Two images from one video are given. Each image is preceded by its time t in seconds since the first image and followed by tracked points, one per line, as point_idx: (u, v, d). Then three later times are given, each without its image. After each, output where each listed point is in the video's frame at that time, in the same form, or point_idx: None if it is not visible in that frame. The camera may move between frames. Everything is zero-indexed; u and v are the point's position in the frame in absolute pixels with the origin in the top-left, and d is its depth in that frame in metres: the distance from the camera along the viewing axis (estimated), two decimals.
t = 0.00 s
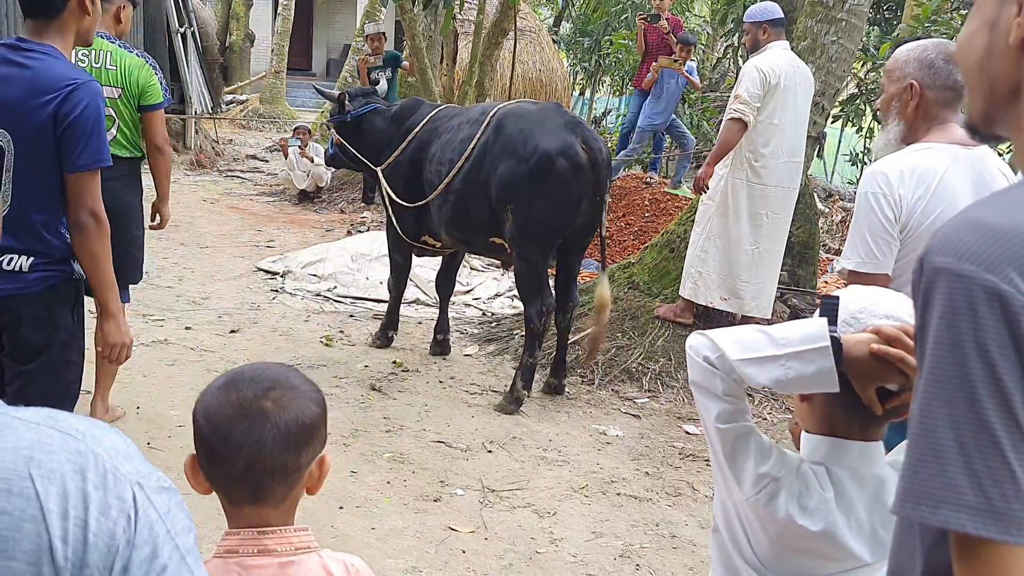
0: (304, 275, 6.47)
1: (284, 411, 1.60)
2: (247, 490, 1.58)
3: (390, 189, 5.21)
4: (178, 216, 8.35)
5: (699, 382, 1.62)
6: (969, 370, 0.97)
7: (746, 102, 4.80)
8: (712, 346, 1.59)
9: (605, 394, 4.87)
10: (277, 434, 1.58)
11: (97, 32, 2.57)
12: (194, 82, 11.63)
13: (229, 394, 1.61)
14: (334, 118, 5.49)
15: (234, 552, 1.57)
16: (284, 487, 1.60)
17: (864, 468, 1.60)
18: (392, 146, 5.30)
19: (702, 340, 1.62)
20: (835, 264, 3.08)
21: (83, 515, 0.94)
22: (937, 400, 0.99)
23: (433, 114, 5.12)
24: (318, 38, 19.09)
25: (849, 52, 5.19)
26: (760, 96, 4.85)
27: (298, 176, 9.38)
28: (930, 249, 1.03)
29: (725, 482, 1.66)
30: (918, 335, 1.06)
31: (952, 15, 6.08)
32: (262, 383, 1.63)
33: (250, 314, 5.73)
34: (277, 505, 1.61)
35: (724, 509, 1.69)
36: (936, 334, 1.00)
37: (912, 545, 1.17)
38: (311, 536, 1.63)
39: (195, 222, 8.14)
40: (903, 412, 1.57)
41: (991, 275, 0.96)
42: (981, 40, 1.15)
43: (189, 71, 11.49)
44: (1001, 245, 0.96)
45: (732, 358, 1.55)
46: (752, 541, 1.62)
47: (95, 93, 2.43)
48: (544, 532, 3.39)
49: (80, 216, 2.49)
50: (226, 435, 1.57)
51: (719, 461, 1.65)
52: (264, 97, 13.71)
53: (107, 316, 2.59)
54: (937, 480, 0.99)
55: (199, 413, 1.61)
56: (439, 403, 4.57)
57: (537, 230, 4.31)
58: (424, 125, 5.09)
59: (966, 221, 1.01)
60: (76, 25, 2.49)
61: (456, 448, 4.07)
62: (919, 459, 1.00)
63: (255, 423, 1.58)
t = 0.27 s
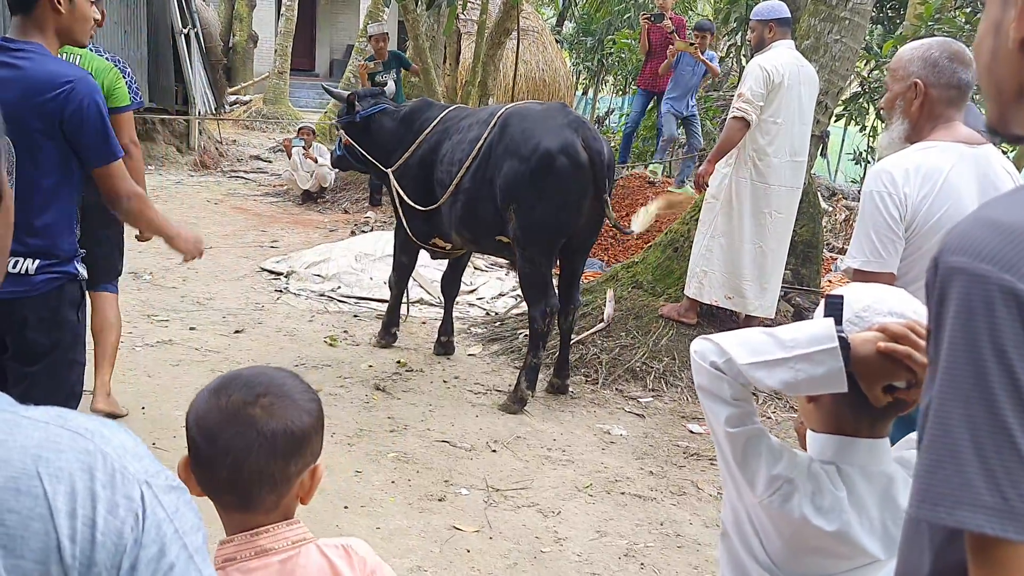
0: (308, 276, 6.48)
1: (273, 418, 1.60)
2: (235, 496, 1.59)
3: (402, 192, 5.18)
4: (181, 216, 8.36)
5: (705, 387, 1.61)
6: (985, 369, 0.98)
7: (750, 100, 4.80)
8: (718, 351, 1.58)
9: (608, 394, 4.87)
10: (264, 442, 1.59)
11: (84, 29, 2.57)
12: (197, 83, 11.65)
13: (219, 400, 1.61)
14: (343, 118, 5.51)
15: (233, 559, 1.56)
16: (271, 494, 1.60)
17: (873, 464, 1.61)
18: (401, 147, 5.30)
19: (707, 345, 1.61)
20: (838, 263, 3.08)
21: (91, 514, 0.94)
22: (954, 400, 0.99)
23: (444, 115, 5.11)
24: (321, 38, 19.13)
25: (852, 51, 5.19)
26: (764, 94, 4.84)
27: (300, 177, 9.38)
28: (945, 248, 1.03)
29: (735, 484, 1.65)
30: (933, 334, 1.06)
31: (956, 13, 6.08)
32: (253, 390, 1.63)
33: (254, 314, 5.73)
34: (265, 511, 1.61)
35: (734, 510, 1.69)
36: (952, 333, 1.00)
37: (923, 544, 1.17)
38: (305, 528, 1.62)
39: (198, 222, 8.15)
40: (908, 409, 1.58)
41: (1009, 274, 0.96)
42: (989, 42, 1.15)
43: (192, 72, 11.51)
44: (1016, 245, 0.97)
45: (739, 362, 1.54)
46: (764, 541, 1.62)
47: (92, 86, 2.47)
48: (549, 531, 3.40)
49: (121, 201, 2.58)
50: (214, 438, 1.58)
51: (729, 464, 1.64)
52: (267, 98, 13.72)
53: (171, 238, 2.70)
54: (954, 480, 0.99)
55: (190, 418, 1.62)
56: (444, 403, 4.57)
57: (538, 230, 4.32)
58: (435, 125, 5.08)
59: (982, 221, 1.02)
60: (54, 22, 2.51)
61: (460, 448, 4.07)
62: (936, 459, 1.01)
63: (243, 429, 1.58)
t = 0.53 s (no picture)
0: (310, 275, 6.48)
1: (284, 419, 1.60)
2: (248, 499, 1.59)
3: (406, 192, 5.16)
4: (184, 215, 8.37)
5: (714, 383, 1.60)
6: (981, 360, 0.97)
7: (752, 99, 4.80)
8: (726, 347, 1.57)
9: (610, 392, 4.87)
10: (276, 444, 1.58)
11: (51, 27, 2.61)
12: (200, 82, 11.66)
13: (229, 403, 1.61)
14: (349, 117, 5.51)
15: (243, 564, 1.56)
16: (284, 496, 1.61)
17: (875, 456, 1.62)
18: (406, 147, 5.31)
19: (714, 341, 1.60)
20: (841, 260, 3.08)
21: (92, 507, 0.95)
22: (951, 392, 0.99)
23: (446, 111, 5.11)
24: (323, 37, 19.13)
25: (854, 49, 5.18)
26: (766, 92, 4.84)
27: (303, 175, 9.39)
28: (945, 240, 1.03)
29: (741, 480, 1.65)
30: (931, 327, 1.06)
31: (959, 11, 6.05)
32: (263, 392, 1.63)
33: (257, 313, 5.74)
34: (279, 512, 1.62)
35: (738, 505, 1.69)
36: (949, 325, 1.00)
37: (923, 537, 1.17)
38: (317, 535, 1.62)
39: (200, 221, 8.16)
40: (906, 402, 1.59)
41: (1005, 266, 0.96)
42: (993, 40, 1.15)
43: (194, 70, 11.52)
44: (1015, 237, 0.97)
45: (750, 359, 1.52)
46: (770, 537, 1.62)
47: (76, 79, 2.56)
48: (551, 529, 3.40)
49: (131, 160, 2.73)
50: (226, 442, 1.58)
51: (737, 460, 1.63)
52: (270, 97, 13.73)
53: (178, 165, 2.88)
54: (949, 472, 0.99)
55: (201, 422, 1.62)
56: (446, 401, 4.58)
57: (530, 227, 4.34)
58: (435, 122, 5.08)
59: (980, 212, 1.01)
60: (25, 19, 2.55)
61: (462, 446, 4.07)
62: (931, 451, 1.01)
63: (254, 433, 1.58)
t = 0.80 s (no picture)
0: (311, 274, 6.48)
1: (297, 414, 1.60)
2: (260, 494, 1.60)
3: (403, 189, 5.14)
4: (185, 215, 8.37)
5: (725, 382, 1.59)
6: (969, 359, 0.98)
7: (754, 100, 4.79)
8: (738, 347, 1.56)
9: (611, 391, 4.87)
10: (289, 439, 1.59)
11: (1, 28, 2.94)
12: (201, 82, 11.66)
13: (242, 397, 1.61)
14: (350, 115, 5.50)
15: (263, 553, 1.59)
16: (298, 491, 1.61)
17: (875, 450, 1.65)
18: (405, 142, 5.31)
19: (725, 339, 1.59)
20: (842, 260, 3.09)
21: (92, 498, 0.97)
22: (940, 392, 1.00)
23: (442, 107, 5.10)
24: (324, 37, 19.12)
25: (855, 48, 5.17)
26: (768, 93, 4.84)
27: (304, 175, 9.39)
28: (933, 242, 1.03)
29: (748, 476, 1.66)
30: (921, 327, 1.06)
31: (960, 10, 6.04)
32: (276, 388, 1.63)
33: (258, 313, 5.74)
34: (292, 508, 1.62)
35: (743, 499, 1.70)
36: (938, 326, 1.00)
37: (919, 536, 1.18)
38: (335, 528, 1.66)
39: (202, 221, 8.16)
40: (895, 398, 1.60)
41: (992, 267, 0.96)
42: (982, 43, 1.15)
43: (195, 70, 11.52)
44: (1003, 236, 0.96)
45: (762, 359, 1.51)
46: (776, 531, 1.65)
47: (41, 73, 2.78)
48: (552, 528, 3.40)
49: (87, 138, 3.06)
50: (238, 437, 1.58)
51: (746, 456, 1.64)
52: (271, 97, 13.73)
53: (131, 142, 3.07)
54: (940, 472, 1.00)
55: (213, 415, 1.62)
56: (447, 401, 4.58)
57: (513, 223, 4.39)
58: (432, 118, 5.07)
59: (969, 212, 1.01)
60: None
61: (463, 446, 4.08)
62: (921, 451, 1.01)
63: (268, 428, 1.59)
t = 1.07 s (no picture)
0: (313, 275, 6.50)
1: (313, 414, 1.62)
2: (271, 493, 1.60)
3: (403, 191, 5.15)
4: (187, 215, 8.38)
5: (729, 381, 1.58)
6: (970, 368, 0.98)
7: (755, 100, 4.80)
8: (742, 345, 1.55)
9: (613, 391, 4.87)
10: (305, 437, 1.60)
11: None
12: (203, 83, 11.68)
13: (256, 397, 1.61)
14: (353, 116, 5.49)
15: (264, 561, 1.58)
16: (309, 490, 1.63)
17: (872, 446, 1.66)
18: (405, 142, 5.33)
19: (727, 339, 1.58)
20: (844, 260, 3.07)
21: (98, 494, 0.98)
22: (941, 402, 1.00)
23: (443, 107, 5.12)
24: (325, 37, 19.13)
25: (857, 48, 5.17)
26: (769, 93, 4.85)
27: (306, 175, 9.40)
28: (929, 252, 1.03)
29: (748, 473, 1.67)
30: (919, 337, 1.06)
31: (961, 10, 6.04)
32: (290, 388, 1.64)
33: (260, 313, 5.75)
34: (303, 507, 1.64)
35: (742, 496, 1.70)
36: (938, 336, 1.00)
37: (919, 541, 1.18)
38: (334, 532, 1.66)
39: (204, 221, 8.17)
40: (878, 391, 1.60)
41: (993, 277, 0.96)
42: (964, 50, 1.15)
43: (197, 70, 11.53)
44: (1000, 245, 0.97)
45: (766, 357, 1.49)
46: (776, 528, 1.66)
47: None
48: (554, 528, 3.40)
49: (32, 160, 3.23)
50: (253, 438, 1.59)
51: (748, 453, 1.64)
52: (273, 97, 13.73)
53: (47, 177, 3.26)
54: (943, 482, 1.00)
55: (223, 413, 1.62)
56: (449, 401, 4.58)
57: (513, 229, 4.35)
58: (432, 118, 5.10)
59: (964, 222, 1.02)
60: None
61: (465, 446, 4.08)
62: (924, 461, 1.01)
63: (283, 428, 1.60)
